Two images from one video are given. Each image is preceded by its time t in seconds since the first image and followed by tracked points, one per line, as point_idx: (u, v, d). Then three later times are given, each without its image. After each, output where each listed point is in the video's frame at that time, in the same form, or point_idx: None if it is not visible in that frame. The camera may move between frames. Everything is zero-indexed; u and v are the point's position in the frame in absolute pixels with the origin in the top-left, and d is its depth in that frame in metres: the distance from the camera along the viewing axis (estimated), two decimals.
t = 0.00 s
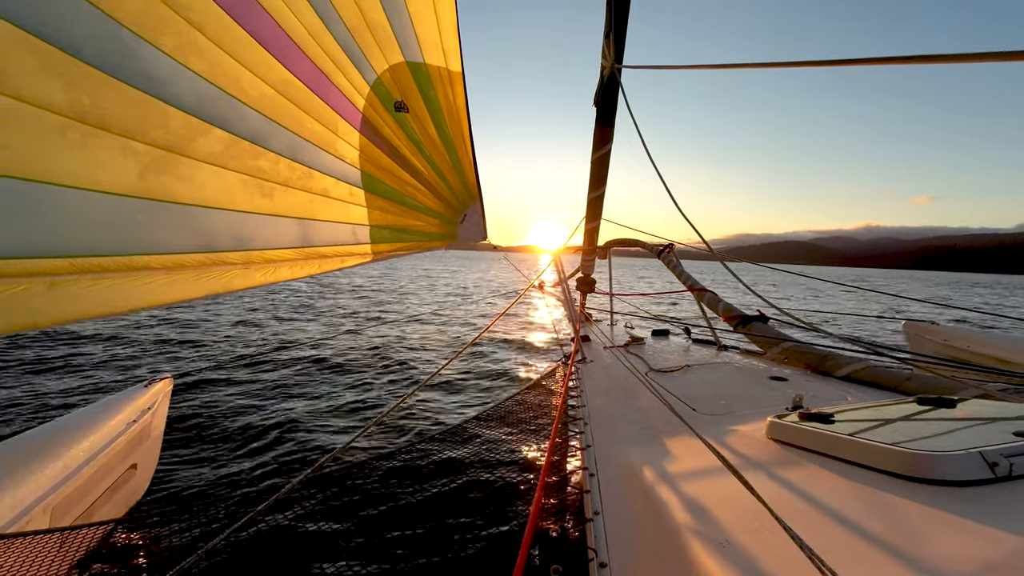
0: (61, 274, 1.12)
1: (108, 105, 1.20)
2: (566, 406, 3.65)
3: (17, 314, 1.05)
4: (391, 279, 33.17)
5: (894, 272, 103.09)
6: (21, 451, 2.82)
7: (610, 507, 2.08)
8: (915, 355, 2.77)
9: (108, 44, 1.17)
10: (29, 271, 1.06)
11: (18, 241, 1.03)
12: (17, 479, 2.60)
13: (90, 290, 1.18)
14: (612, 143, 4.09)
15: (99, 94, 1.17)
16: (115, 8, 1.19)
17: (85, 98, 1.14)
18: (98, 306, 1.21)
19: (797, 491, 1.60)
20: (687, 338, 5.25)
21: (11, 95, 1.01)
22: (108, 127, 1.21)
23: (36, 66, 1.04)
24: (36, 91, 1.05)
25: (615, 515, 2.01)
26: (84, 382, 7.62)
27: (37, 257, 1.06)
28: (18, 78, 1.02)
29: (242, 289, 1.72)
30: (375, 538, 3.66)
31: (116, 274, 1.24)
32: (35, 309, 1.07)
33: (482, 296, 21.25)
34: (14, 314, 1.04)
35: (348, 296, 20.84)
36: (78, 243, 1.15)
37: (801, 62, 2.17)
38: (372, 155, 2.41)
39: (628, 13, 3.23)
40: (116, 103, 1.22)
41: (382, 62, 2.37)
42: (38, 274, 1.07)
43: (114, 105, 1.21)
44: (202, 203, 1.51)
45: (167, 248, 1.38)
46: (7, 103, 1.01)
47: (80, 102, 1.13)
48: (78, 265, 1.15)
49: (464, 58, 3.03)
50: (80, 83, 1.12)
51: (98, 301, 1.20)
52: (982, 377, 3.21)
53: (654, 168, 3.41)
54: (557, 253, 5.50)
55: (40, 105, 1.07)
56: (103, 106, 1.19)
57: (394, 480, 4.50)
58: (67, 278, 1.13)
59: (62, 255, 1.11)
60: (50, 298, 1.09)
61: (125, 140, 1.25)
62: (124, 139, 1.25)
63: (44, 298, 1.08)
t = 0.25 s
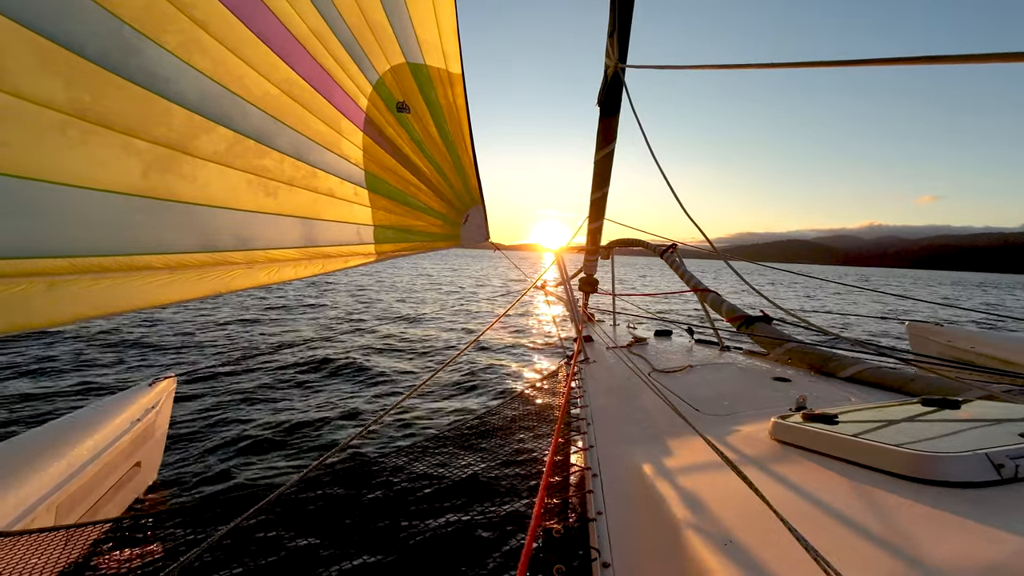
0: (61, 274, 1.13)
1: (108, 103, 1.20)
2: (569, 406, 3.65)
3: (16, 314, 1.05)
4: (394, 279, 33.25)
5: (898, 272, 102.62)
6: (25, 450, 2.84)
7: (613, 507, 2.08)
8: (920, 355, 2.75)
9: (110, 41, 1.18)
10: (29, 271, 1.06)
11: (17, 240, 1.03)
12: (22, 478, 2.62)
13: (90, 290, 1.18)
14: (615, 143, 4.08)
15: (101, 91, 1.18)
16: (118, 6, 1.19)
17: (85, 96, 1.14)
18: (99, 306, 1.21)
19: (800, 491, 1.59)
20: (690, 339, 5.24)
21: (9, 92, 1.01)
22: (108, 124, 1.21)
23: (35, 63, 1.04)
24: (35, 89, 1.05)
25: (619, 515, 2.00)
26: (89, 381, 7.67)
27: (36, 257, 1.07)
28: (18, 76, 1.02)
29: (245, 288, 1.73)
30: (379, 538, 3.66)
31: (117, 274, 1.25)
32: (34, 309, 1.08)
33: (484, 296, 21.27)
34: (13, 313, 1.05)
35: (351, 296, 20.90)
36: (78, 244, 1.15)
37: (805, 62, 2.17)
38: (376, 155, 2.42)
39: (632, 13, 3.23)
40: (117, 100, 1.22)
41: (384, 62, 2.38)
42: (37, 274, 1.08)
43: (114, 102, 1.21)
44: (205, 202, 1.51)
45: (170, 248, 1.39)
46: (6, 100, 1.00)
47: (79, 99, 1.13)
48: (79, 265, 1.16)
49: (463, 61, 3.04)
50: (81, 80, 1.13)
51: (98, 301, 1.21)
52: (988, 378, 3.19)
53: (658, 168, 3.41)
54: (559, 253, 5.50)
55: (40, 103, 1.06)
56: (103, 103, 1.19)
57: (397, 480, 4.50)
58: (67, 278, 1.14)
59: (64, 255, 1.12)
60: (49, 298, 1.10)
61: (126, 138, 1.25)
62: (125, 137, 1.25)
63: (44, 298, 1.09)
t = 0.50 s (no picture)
0: (69, 273, 1.13)
1: (113, 101, 1.20)
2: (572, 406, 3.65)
3: (23, 312, 1.06)
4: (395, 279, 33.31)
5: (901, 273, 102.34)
6: (29, 449, 2.85)
7: (616, 507, 2.08)
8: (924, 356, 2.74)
9: (115, 40, 1.18)
10: (35, 270, 1.06)
11: (22, 239, 1.03)
12: (27, 477, 2.63)
13: (97, 289, 1.19)
14: (618, 143, 4.08)
15: (105, 89, 1.18)
16: (121, 5, 1.20)
17: (89, 94, 1.14)
18: (106, 304, 1.22)
19: (806, 492, 1.59)
20: (692, 339, 5.24)
21: (11, 89, 1.01)
22: (113, 123, 1.21)
23: (39, 61, 1.04)
24: (39, 87, 1.05)
25: (622, 515, 2.00)
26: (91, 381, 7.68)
27: (42, 256, 1.07)
28: (20, 72, 1.02)
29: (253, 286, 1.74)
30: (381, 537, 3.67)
31: (125, 272, 1.25)
32: (40, 307, 1.08)
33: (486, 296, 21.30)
34: (19, 311, 1.05)
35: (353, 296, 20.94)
36: (84, 242, 1.16)
37: (808, 61, 2.17)
38: (380, 154, 2.42)
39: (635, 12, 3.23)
40: (121, 99, 1.22)
41: (386, 61, 2.38)
42: (44, 273, 1.08)
43: (119, 100, 1.22)
44: (211, 200, 1.52)
45: (177, 246, 1.40)
46: (8, 97, 1.01)
47: (83, 97, 1.13)
48: (87, 264, 1.16)
49: (463, 61, 3.05)
50: (85, 78, 1.13)
51: (105, 300, 1.21)
52: (992, 379, 3.18)
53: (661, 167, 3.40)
54: (561, 254, 5.49)
55: (43, 101, 1.06)
56: (108, 101, 1.19)
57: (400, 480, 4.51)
58: (74, 276, 1.14)
59: (70, 254, 1.12)
60: (56, 297, 1.10)
61: (130, 136, 1.26)
62: (130, 136, 1.25)
63: (51, 296, 1.09)
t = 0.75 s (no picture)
0: (75, 271, 1.14)
1: (117, 101, 1.20)
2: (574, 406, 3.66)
3: (30, 310, 1.06)
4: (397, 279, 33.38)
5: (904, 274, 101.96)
6: (33, 448, 2.86)
7: (619, 507, 2.08)
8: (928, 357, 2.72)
9: (119, 41, 1.18)
10: (41, 268, 1.07)
11: (27, 239, 1.03)
12: (31, 475, 2.64)
13: (104, 287, 1.19)
14: (620, 143, 4.08)
15: (109, 89, 1.18)
16: (125, 5, 1.20)
17: (93, 94, 1.15)
18: (112, 302, 1.22)
19: (809, 494, 1.58)
20: (695, 340, 5.23)
21: (14, 89, 1.01)
22: (117, 123, 1.21)
23: (43, 61, 1.04)
24: (43, 87, 1.05)
25: (625, 515, 2.00)
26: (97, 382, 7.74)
27: (48, 254, 1.07)
28: (24, 72, 1.02)
29: (259, 285, 1.75)
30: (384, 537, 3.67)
31: (132, 270, 1.26)
32: (47, 305, 1.09)
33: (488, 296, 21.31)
34: (26, 309, 1.05)
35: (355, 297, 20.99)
36: (91, 242, 1.16)
37: (810, 61, 2.16)
38: (382, 154, 2.43)
39: (637, 11, 3.22)
40: (125, 99, 1.22)
41: (389, 61, 2.39)
42: (51, 271, 1.08)
43: (123, 100, 1.22)
44: (216, 199, 1.52)
45: (184, 245, 1.41)
46: (11, 97, 1.01)
47: (86, 97, 1.13)
48: (94, 262, 1.17)
49: (469, 56, 3.07)
50: (88, 78, 1.13)
51: (111, 298, 1.22)
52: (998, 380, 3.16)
53: (664, 168, 3.40)
54: (564, 254, 5.49)
55: (47, 100, 1.06)
56: (112, 101, 1.19)
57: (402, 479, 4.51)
58: (81, 274, 1.15)
59: (76, 252, 1.13)
60: (63, 295, 1.11)
61: (134, 136, 1.26)
62: (134, 136, 1.26)
63: (58, 294, 1.10)
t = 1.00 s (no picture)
0: (79, 271, 1.14)
1: (120, 101, 1.21)
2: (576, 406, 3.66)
3: (36, 310, 1.06)
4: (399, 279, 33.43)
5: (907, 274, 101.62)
6: (37, 447, 2.87)
7: (620, 508, 2.08)
8: (932, 358, 2.71)
9: (123, 41, 1.19)
10: (45, 268, 1.07)
11: (29, 239, 1.03)
12: (35, 473, 2.65)
13: (109, 287, 1.20)
14: (622, 142, 4.07)
15: (114, 91, 1.19)
16: (128, 5, 1.20)
17: (97, 95, 1.15)
18: (118, 302, 1.23)
19: (812, 495, 1.58)
20: (697, 340, 5.22)
21: (20, 90, 1.01)
22: (121, 123, 1.22)
23: (47, 61, 1.04)
24: (47, 88, 1.05)
25: (626, 515, 2.00)
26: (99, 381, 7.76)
27: (52, 254, 1.08)
28: (30, 72, 1.02)
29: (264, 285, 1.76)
30: (386, 538, 3.68)
31: (136, 270, 1.27)
32: (53, 305, 1.09)
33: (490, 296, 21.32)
34: (31, 310, 1.05)
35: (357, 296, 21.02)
36: (95, 242, 1.16)
37: (812, 61, 2.15)
38: (384, 154, 2.43)
39: (641, 11, 3.21)
40: (129, 99, 1.23)
41: (393, 60, 2.38)
42: (54, 271, 1.09)
43: (127, 101, 1.22)
44: (219, 199, 1.53)
45: (188, 245, 1.41)
46: (17, 97, 1.01)
47: (90, 98, 1.14)
48: (97, 262, 1.17)
49: (476, 53, 3.06)
50: (93, 80, 1.13)
51: (116, 298, 1.22)
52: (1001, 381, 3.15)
53: (666, 167, 3.39)
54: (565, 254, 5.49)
55: (53, 101, 1.07)
56: (115, 102, 1.20)
57: (404, 480, 4.52)
58: (85, 274, 1.15)
59: (78, 252, 1.13)
60: (68, 295, 1.11)
61: (138, 137, 1.26)
62: (137, 136, 1.26)
63: (62, 295, 1.10)
